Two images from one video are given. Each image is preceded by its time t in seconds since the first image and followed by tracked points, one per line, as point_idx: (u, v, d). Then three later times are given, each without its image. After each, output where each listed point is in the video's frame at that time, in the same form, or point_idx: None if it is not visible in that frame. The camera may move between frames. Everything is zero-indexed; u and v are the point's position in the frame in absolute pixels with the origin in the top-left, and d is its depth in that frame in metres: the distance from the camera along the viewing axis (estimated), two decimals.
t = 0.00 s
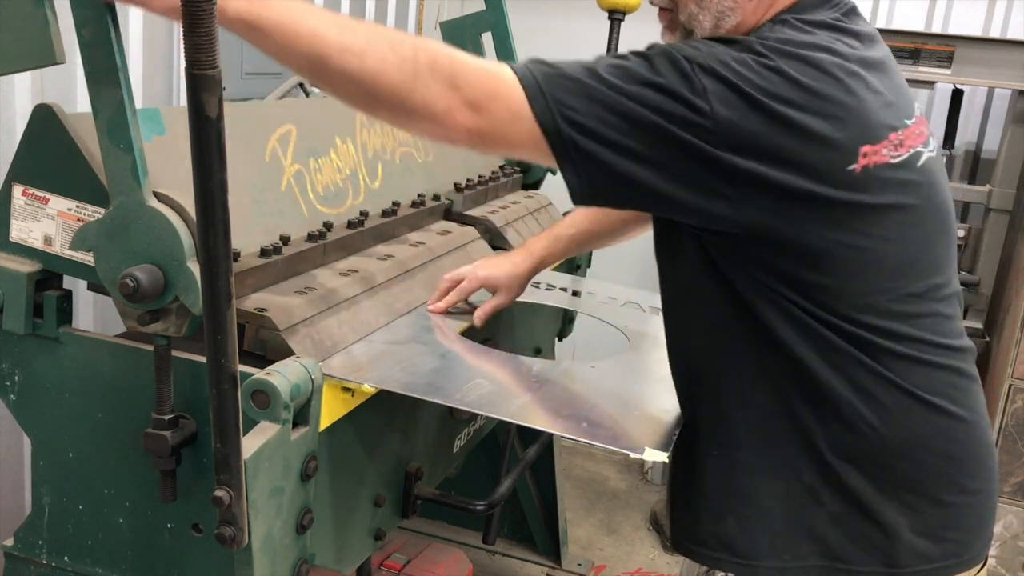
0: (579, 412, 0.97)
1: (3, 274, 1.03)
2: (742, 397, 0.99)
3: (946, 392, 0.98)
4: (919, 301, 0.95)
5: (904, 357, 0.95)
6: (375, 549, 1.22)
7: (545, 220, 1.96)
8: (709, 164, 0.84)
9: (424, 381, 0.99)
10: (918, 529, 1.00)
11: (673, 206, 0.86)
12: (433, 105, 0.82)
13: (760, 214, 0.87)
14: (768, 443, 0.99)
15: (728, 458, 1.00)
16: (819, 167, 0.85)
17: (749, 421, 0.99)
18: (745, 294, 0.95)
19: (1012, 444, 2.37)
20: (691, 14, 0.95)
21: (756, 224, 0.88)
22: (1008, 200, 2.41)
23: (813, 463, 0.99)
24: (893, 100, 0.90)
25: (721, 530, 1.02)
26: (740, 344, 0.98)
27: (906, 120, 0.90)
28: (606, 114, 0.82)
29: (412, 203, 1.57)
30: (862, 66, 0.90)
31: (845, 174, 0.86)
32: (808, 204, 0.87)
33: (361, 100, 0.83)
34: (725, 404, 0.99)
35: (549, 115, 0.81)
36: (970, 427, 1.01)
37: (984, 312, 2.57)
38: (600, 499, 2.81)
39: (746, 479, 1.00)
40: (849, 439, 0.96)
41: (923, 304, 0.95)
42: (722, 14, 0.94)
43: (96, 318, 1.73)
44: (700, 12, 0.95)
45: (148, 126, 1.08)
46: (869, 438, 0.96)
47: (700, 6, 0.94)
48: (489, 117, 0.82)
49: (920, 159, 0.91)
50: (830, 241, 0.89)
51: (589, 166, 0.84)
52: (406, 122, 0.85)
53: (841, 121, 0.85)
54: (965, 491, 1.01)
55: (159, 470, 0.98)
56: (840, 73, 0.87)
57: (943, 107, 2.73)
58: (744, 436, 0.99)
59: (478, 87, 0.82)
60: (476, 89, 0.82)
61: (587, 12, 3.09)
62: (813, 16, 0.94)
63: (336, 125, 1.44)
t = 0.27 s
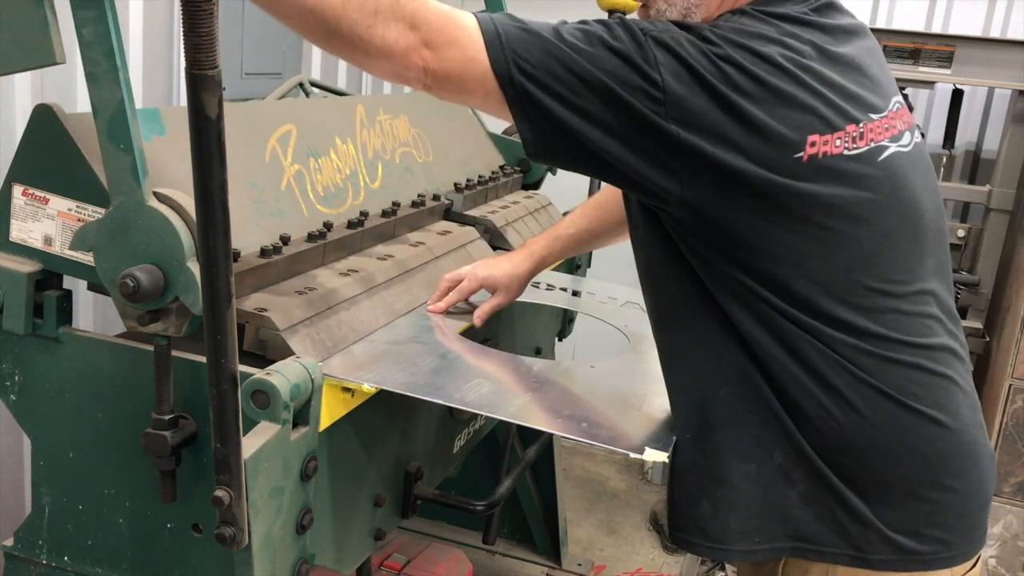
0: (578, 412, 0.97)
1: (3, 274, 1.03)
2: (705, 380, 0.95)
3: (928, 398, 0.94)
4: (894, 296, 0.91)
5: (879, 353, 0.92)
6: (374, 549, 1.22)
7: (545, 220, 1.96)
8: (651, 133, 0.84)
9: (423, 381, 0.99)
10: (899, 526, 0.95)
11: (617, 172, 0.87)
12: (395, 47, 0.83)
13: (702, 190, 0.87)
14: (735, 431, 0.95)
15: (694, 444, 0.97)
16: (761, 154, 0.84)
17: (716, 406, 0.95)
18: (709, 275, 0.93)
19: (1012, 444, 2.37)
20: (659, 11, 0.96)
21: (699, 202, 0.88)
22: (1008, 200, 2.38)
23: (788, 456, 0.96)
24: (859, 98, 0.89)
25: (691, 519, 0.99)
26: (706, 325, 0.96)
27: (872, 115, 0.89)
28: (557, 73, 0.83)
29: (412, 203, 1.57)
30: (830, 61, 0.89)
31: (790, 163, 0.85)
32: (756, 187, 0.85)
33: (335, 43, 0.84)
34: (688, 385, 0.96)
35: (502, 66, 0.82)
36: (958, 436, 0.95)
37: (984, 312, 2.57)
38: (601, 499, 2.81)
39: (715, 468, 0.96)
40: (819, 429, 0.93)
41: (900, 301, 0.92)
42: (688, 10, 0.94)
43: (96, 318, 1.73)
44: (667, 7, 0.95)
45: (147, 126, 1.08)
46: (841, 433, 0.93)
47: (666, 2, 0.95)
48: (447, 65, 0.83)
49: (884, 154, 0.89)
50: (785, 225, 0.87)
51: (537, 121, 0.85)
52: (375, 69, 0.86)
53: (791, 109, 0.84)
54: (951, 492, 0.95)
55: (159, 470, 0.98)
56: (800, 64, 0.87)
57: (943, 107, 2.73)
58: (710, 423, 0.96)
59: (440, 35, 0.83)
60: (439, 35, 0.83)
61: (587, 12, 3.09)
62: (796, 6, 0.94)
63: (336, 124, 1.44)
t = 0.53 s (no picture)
0: (578, 412, 0.97)
1: (3, 274, 1.03)
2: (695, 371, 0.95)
3: (919, 393, 0.94)
4: (887, 292, 0.92)
5: (870, 346, 0.92)
6: (374, 549, 1.22)
7: (545, 220, 1.96)
8: (638, 120, 0.85)
9: (424, 381, 0.99)
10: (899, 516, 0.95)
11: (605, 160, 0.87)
12: (385, 32, 0.82)
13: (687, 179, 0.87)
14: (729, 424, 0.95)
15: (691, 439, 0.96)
16: (746, 145, 0.85)
17: (710, 399, 0.95)
18: (700, 266, 0.93)
19: (1012, 444, 2.37)
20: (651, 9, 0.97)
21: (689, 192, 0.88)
22: (1008, 201, 2.40)
23: (783, 450, 0.96)
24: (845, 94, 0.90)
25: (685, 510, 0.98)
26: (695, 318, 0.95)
27: (861, 111, 0.89)
28: (546, 59, 0.83)
29: (412, 203, 1.57)
30: (820, 56, 0.90)
31: (776, 154, 0.86)
32: (741, 178, 0.86)
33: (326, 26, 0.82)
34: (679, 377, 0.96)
35: (492, 51, 0.82)
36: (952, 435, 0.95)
37: (984, 312, 2.57)
38: (601, 499, 2.81)
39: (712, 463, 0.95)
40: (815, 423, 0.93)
41: (891, 296, 0.92)
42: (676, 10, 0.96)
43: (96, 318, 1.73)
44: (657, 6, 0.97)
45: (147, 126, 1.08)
46: (836, 429, 0.93)
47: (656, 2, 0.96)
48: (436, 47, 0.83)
49: (872, 151, 0.89)
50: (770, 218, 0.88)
51: (525, 107, 0.85)
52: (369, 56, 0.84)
53: (776, 101, 0.85)
54: (948, 487, 0.96)
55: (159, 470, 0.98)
56: (787, 57, 0.87)
57: (943, 107, 2.73)
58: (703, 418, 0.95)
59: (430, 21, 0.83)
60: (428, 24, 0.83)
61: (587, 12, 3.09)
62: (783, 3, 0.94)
63: (336, 124, 1.44)
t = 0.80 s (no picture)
0: (578, 412, 0.97)
1: (3, 274, 1.03)
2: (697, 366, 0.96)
3: (920, 392, 0.94)
4: (890, 292, 0.92)
5: (874, 344, 0.92)
6: (375, 549, 1.22)
7: (545, 220, 1.96)
8: (648, 117, 0.85)
9: (425, 381, 0.99)
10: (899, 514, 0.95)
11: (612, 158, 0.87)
12: (394, 24, 0.81)
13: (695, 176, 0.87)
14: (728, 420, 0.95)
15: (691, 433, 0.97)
16: (755, 143, 0.85)
17: (710, 397, 0.95)
18: (704, 263, 0.93)
19: (1012, 444, 2.37)
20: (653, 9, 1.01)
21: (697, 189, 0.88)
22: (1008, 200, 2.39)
23: (781, 448, 0.96)
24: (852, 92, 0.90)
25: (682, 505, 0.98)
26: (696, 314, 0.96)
27: (865, 110, 0.89)
28: (555, 56, 0.83)
29: (412, 202, 1.57)
30: (826, 56, 0.90)
31: (783, 151, 0.86)
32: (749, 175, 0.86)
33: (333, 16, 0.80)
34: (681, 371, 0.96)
35: (502, 48, 0.82)
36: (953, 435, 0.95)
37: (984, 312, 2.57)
38: (601, 499, 2.81)
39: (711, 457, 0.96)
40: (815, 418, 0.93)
41: (894, 296, 0.92)
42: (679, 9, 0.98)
43: (96, 318, 1.73)
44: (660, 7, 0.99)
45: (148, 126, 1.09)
46: (838, 428, 0.93)
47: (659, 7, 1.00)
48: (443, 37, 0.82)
49: (877, 149, 0.89)
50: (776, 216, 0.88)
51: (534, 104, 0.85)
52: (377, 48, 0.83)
53: (786, 99, 0.85)
54: (948, 486, 0.96)
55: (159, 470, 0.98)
56: (795, 55, 0.87)
57: (943, 107, 2.73)
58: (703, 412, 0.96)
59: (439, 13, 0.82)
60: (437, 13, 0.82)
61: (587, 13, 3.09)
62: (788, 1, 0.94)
63: (336, 124, 1.44)
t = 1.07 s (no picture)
0: (578, 412, 0.97)
1: (3, 274, 1.03)
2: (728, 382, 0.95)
3: (933, 392, 0.94)
4: (917, 294, 0.93)
5: (904, 348, 0.93)
6: (374, 549, 1.22)
7: (545, 220, 1.96)
8: (693, 146, 0.83)
9: (424, 381, 0.99)
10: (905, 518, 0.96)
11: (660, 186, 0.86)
12: (434, 62, 0.82)
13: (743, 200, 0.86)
14: (754, 433, 0.95)
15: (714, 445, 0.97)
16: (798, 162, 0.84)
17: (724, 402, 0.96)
18: (732, 278, 0.93)
19: (1012, 444, 2.37)
20: (685, 20, 0.93)
21: (742, 211, 0.87)
22: (1008, 200, 2.40)
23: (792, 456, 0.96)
24: (887, 95, 0.89)
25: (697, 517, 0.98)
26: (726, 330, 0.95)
27: (899, 113, 0.89)
28: (596, 89, 0.81)
29: (412, 203, 1.57)
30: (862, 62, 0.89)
31: (828, 163, 0.85)
32: (793, 193, 0.85)
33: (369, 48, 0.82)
34: (711, 388, 0.96)
35: (543, 84, 0.81)
36: (968, 435, 0.97)
37: (985, 312, 2.57)
38: (601, 499, 2.81)
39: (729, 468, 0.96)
40: (842, 429, 0.93)
41: (922, 299, 0.94)
42: (713, 16, 0.92)
43: (96, 318, 1.73)
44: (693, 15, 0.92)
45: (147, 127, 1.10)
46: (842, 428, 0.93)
47: (691, 10, 0.92)
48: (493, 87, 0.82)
49: (911, 152, 0.89)
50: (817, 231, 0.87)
51: (577, 139, 0.83)
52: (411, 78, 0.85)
53: (829, 114, 0.84)
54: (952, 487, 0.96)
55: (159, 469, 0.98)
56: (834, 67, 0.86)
57: (943, 107, 2.73)
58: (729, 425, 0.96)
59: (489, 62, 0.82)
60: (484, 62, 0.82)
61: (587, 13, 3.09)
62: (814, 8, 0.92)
63: (336, 125, 1.44)
